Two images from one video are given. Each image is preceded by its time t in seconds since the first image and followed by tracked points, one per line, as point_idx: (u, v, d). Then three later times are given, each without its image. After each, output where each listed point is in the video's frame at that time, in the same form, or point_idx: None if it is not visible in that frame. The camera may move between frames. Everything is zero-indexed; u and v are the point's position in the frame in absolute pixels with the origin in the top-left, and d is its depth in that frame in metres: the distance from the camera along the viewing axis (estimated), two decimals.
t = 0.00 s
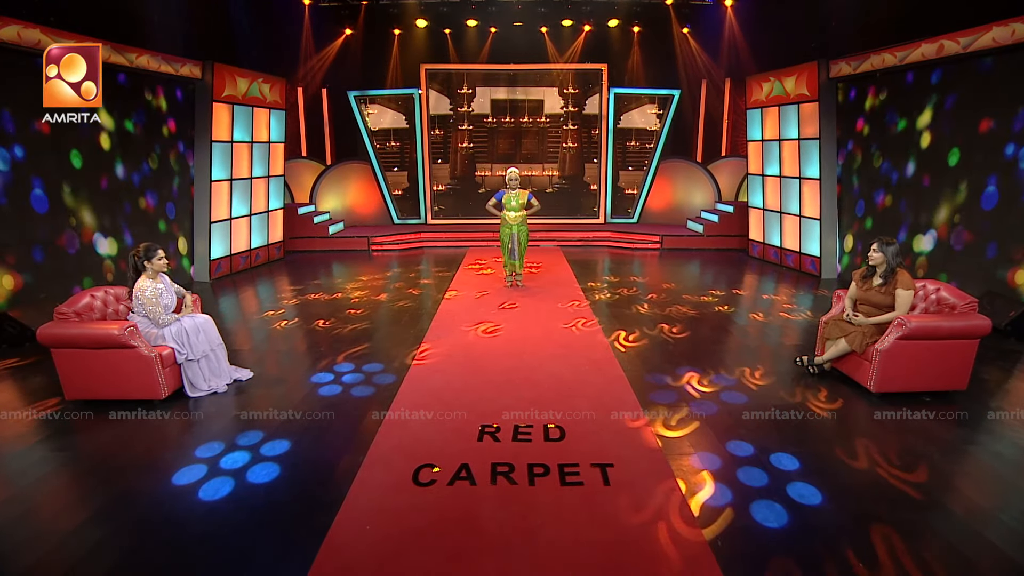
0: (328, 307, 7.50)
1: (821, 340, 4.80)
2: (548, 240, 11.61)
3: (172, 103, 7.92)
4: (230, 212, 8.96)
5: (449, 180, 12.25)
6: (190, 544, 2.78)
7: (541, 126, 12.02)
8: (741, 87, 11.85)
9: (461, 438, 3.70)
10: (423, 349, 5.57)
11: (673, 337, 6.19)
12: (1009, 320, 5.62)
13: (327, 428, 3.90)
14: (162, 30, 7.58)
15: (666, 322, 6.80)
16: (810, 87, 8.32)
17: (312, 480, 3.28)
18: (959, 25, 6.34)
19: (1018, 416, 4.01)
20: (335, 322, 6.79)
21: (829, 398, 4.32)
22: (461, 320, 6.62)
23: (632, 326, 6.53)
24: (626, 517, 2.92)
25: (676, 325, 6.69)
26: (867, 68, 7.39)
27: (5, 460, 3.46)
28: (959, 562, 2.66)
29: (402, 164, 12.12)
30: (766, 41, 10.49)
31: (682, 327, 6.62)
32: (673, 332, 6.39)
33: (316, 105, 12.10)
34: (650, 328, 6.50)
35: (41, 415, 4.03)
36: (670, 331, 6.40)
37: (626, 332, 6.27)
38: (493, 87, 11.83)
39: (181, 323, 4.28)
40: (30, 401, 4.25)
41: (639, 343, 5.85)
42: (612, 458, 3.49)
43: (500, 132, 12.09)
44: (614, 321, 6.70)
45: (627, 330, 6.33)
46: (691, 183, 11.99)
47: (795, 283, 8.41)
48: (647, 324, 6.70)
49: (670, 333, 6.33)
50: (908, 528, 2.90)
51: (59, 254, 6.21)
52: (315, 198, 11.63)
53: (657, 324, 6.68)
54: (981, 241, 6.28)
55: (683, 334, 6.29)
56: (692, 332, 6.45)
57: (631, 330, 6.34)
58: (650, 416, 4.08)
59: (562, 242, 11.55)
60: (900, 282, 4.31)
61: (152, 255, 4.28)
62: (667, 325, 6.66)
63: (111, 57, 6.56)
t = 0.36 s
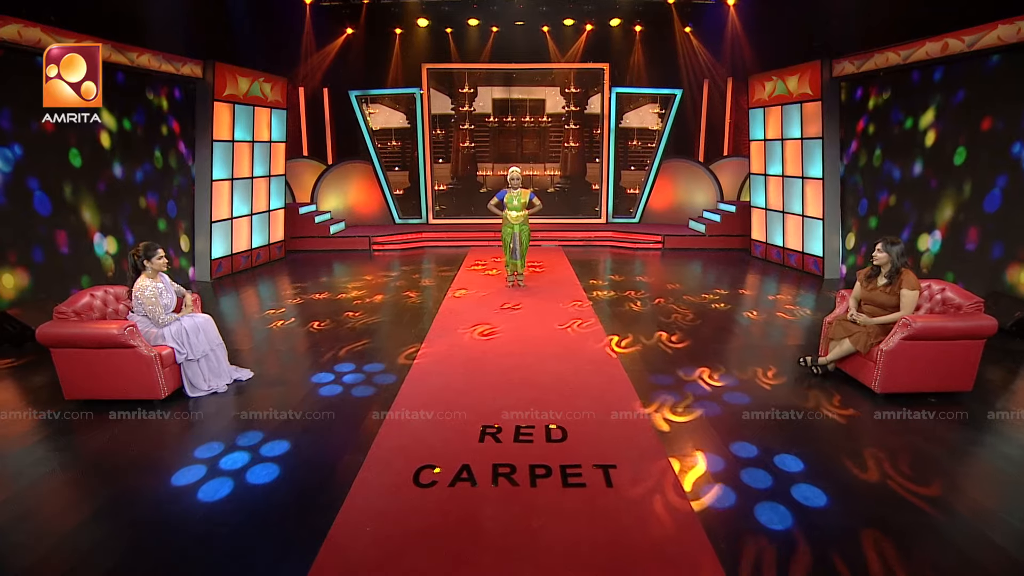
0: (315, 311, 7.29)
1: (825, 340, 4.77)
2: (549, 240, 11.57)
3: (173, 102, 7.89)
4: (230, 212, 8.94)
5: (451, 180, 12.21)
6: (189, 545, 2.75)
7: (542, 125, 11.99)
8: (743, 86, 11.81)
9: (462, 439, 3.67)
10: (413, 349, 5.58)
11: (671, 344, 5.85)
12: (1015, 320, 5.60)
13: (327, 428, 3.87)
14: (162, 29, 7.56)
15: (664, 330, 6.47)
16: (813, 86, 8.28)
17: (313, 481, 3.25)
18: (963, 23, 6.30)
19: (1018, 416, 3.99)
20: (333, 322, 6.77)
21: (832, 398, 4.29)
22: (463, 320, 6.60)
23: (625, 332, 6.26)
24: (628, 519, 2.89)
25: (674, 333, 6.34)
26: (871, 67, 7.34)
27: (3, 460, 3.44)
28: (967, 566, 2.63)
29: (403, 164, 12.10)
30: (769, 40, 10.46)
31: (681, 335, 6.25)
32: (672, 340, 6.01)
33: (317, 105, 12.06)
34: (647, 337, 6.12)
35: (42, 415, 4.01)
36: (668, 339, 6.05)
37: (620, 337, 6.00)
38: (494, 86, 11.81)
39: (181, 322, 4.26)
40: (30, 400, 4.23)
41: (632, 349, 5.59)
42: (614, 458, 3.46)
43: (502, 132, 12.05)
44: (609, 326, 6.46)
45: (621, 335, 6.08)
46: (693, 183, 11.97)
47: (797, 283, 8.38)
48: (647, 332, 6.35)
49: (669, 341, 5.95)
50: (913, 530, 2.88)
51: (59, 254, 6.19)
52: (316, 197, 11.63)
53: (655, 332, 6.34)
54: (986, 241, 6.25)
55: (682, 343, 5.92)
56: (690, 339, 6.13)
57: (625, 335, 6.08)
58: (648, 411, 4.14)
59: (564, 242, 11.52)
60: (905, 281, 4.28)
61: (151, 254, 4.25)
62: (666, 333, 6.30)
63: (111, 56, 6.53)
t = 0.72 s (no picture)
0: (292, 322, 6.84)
1: (830, 341, 4.72)
2: (550, 240, 11.52)
3: (173, 101, 7.86)
4: (230, 211, 8.90)
5: (452, 179, 12.18)
6: (186, 547, 2.70)
7: (544, 125, 11.95)
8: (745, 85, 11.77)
9: (463, 440, 3.62)
10: (408, 349, 5.56)
11: (667, 353, 5.45)
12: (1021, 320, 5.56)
13: (327, 429, 3.83)
14: (162, 27, 7.52)
15: (662, 338, 6.07)
16: (816, 85, 8.24)
17: (312, 483, 3.21)
18: (968, 21, 6.27)
19: (1019, 416, 3.96)
20: (330, 322, 6.72)
21: (836, 399, 4.25)
22: (464, 319, 6.56)
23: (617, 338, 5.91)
24: (632, 523, 2.84)
25: (673, 342, 5.93)
26: (874, 65, 7.31)
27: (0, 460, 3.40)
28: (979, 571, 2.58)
29: (404, 163, 12.06)
30: (771, 39, 10.41)
31: (681, 344, 5.81)
32: (670, 350, 5.56)
33: (318, 104, 12.02)
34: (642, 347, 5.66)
35: (40, 415, 3.97)
36: (664, 347, 5.64)
37: (611, 343, 5.69)
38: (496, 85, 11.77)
39: (180, 322, 4.21)
40: (27, 400, 4.19)
41: (626, 357, 5.29)
42: (617, 460, 3.42)
43: (503, 131, 12.02)
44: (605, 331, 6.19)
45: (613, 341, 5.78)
46: (696, 183, 11.92)
47: (800, 283, 8.33)
48: (644, 341, 5.89)
49: (666, 351, 5.50)
50: (922, 532, 2.84)
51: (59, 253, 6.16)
52: (316, 196, 11.60)
53: (652, 341, 5.92)
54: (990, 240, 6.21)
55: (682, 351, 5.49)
56: (684, 346, 5.76)
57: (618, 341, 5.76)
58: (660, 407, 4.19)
59: (565, 241, 11.48)
60: (912, 282, 4.23)
61: (149, 253, 4.21)
62: (664, 341, 5.89)
63: (111, 54, 6.50)
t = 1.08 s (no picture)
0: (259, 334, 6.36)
1: (831, 341, 4.66)
2: (548, 239, 11.46)
3: (167, 99, 7.79)
4: (225, 210, 8.83)
5: (449, 179, 12.11)
6: (175, 554, 2.63)
7: (542, 124, 11.89)
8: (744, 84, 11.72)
9: (459, 443, 3.55)
10: (401, 347, 5.55)
11: (660, 361, 5.12)
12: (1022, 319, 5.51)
13: (321, 431, 3.76)
14: (155, 25, 7.44)
15: (657, 346, 5.71)
16: (815, 83, 8.20)
17: (306, 487, 3.14)
18: (967, 19, 6.23)
19: (1019, 416, 3.91)
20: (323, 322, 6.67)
21: (839, 399, 4.20)
22: (461, 319, 6.50)
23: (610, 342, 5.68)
24: (633, 527, 2.78)
25: (669, 348, 5.61)
26: (873, 63, 7.30)
27: None
28: None
29: (401, 163, 11.99)
30: (770, 37, 10.36)
31: (677, 354, 5.38)
32: (664, 360, 5.18)
33: (314, 102, 11.93)
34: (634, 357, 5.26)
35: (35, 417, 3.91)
36: (659, 356, 5.29)
37: (601, 348, 5.45)
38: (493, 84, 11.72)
39: (171, 323, 4.14)
40: (16, 402, 4.12)
41: (615, 362, 5.07)
42: (616, 462, 3.36)
43: (500, 130, 11.95)
44: (599, 335, 5.99)
45: (604, 346, 5.54)
46: (694, 181, 11.89)
47: (799, 283, 8.29)
48: (635, 351, 5.50)
49: (660, 361, 5.12)
50: (927, 536, 2.78)
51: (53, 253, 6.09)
52: (313, 195, 11.61)
53: (645, 350, 5.52)
54: (988, 239, 6.17)
55: (677, 360, 5.16)
56: (678, 351, 5.48)
57: (608, 345, 5.55)
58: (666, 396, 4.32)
59: (563, 241, 11.41)
60: (914, 281, 4.18)
61: (138, 253, 4.13)
62: (659, 351, 5.49)
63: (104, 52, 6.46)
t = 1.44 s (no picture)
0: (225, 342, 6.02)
1: (830, 341, 4.59)
2: (543, 239, 11.38)
3: (155, 97, 7.68)
4: (215, 210, 8.73)
5: (442, 178, 12.02)
6: (156, 566, 2.53)
7: (536, 122, 11.80)
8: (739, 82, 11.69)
9: (452, 447, 3.47)
10: (389, 345, 5.61)
11: (648, 366, 4.90)
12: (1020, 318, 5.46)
13: (310, 436, 3.66)
14: (142, 21, 7.33)
15: (645, 350, 5.46)
16: (810, 81, 8.15)
17: (293, 495, 3.05)
18: (963, 16, 6.19)
19: (1020, 415, 3.85)
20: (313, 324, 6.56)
21: (839, 399, 4.14)
22: (455, 320, 6.42)
23: (598, 342, 5.60)
24: (631, 535, 2.70)
25: (664, 348, 5.51)
26: (868, 61, 7.28)
27: None
28: None
29: (394, 162, 11.89)
30: (765, 35, 10.31)
31: (665, 359, 5.10)
32: (652, 365, 4.93)
33: (305, 101, 11.80)
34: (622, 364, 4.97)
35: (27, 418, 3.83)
36: (648, 360, 5.07)
37: (588, 348, 5.38)
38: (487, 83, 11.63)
39: (157, 325, 4.05)
40: None
41: (600, 363, 4.97)
42: (612, 465, 3.28)
43: (494, 129, 11.84)
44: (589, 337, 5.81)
45: (592, 346, 5.45)
46: (688, 180, 11.89)
47: (795, 282, 8.25)
48: (622, 356, 5.21)
49: (648, 367, 4.88)
50: (933, 543, 2.71)
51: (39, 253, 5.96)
52: (306, 195, 11.65)
53: (632, 354, 5.24)
54: (983, 238, 6.12)
55: (667, 365, 4.93)
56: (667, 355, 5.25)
57: (595, 345, 5.48)
58: (672, 379, 4.61)
59: (558, 241, 11.34)
60: (913, 279, 4.12)
61: (116, 254, 4.03)
62: (648, 355, 5.23)
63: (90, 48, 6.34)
